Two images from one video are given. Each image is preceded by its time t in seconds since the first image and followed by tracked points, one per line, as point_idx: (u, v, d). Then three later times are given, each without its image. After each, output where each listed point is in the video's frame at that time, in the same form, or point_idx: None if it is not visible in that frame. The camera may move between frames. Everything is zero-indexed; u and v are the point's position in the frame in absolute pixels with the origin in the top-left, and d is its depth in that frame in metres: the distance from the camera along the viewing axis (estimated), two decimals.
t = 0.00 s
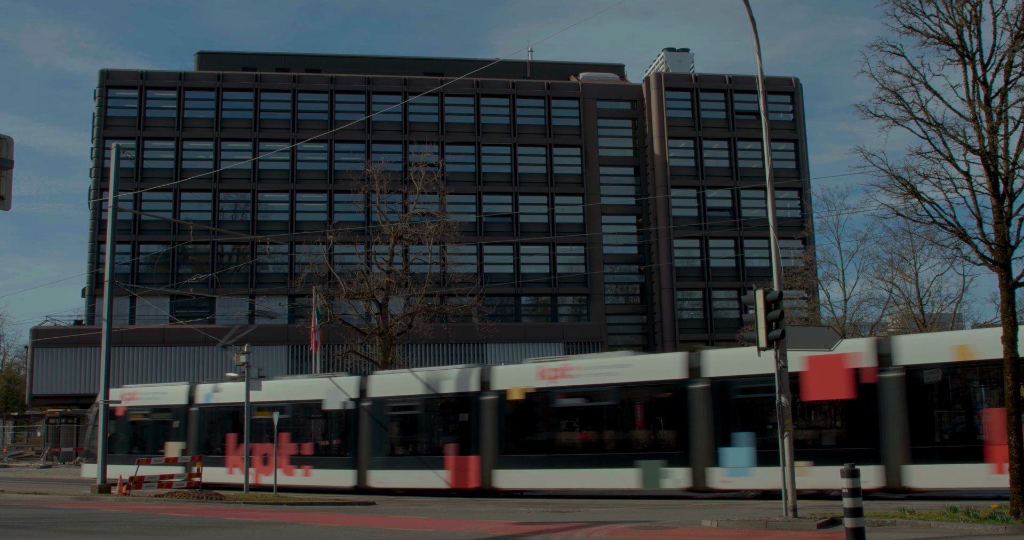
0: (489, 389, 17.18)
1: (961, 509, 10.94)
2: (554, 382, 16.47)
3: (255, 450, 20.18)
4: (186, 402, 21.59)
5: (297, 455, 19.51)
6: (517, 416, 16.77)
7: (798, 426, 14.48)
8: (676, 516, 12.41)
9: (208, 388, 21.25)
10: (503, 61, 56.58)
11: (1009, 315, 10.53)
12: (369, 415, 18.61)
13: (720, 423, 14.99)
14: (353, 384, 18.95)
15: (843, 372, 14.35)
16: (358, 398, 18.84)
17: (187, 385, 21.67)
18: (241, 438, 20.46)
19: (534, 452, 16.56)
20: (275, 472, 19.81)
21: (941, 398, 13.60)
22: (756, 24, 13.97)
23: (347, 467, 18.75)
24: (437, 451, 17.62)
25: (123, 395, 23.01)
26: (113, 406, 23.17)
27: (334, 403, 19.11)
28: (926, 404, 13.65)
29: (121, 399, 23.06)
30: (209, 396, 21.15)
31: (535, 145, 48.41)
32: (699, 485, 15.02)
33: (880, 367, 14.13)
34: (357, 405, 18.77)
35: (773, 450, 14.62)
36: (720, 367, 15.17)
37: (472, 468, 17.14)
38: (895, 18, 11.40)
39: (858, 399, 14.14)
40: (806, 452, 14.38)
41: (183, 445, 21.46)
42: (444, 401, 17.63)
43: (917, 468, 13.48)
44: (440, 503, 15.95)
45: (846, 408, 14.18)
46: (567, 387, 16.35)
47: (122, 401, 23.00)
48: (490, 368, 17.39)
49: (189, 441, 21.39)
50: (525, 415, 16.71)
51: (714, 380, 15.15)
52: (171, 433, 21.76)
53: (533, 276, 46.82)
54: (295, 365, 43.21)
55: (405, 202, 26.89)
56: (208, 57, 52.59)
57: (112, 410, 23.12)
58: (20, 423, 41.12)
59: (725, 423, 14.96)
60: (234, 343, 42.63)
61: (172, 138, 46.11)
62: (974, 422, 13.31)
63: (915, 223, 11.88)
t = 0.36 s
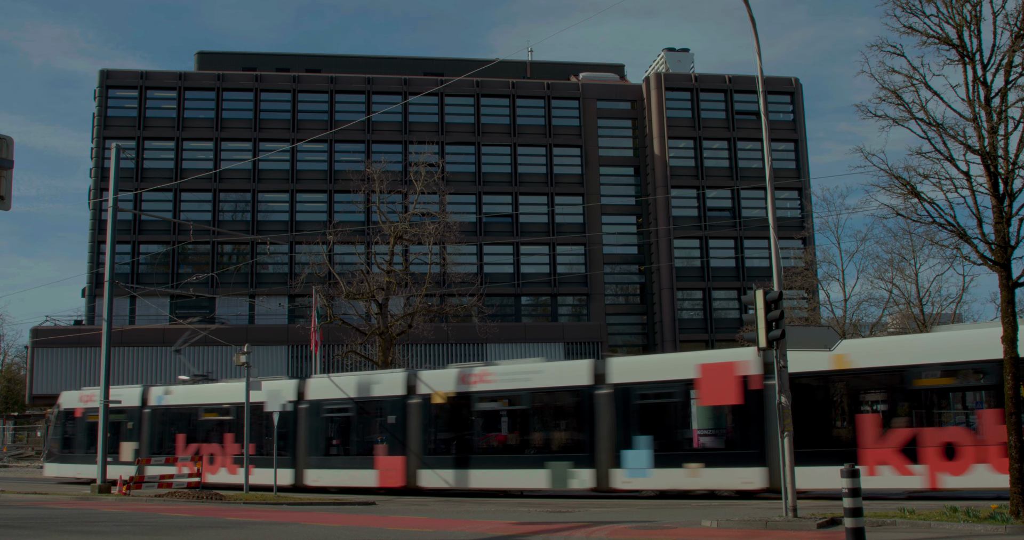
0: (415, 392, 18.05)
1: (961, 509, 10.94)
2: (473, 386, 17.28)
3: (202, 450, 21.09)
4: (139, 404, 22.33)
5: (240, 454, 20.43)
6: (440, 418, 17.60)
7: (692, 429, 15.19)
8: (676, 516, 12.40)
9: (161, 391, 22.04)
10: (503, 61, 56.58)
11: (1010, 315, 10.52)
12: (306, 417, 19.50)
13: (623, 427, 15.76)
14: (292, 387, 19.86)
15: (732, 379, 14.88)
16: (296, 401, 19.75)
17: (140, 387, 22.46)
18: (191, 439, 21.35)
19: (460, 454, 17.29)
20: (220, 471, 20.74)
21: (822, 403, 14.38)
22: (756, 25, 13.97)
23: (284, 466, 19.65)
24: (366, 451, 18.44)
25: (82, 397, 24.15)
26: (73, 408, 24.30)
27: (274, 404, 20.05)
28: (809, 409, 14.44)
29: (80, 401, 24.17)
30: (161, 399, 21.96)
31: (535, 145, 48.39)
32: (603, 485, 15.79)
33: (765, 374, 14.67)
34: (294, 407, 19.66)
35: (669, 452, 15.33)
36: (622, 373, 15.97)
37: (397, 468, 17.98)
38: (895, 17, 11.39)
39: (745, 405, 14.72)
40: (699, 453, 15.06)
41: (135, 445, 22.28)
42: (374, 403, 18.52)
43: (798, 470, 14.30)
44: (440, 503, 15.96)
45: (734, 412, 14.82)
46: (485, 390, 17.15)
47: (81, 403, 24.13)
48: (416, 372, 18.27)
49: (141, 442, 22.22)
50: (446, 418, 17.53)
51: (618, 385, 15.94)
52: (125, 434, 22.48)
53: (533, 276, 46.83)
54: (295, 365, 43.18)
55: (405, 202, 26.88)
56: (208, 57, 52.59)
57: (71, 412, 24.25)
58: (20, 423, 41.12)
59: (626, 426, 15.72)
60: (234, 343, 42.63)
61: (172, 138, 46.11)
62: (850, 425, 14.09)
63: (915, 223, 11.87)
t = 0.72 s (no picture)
0: (351, 395, 19.04)
1: (960, 509, 10.94)
2: (405, 390, 18.27)
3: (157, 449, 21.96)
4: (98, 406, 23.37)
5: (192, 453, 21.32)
6: (373, 421, 18.59)
7: (601, 432, 16.10)
8: (676, 516, 12.41)
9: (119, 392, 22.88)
10: (503, 61, 56.62)
11: (1009, 315, 10.53)
12: (253, 418, 20.43)
13: (539, 430, 16.68)
14: (239, 389, 20.79)
15: (638, 384, 15.88)
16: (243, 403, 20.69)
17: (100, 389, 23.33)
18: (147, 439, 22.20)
19: (389, 453, 18.31)
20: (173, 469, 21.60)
21: (719, 408, 15.19)
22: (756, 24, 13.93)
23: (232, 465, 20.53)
24: (304, 451, 19.38)
25: (44, 399, 24.77)
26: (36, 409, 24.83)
27: (223, 406, 20.96)
28: (706, 414, 15.26)
29: (43, 402, 24.67)
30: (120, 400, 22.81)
31: (535, 145, 48.40)
32: (521, 484, 16.75)
33: (668, 380, 15.72)
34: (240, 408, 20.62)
35: (580, 454, 16.24)
36: (538, 378, 16.87)
37: (334, 467, 18.87)
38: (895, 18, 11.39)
39: (649, 409, 15.71)
40: (608, 455, 15.97)
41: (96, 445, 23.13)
42: (314, 406, 19.44)
43: (696, 471, 15.18)
44: (440, 503, 15.98)
45: (639, 416, 15.77)
46: (414, 394, 18.15)
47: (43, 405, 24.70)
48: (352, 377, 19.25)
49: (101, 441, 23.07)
50: (380, 420, 18.52)
51: (535, 390, 16.84)
52: (86, 435, 23.46)
53: (533, 276, 46.83)
54: (295, 365, 43.18)
55: (405, 202, 26.88)
56: (208, 57, 52.60)
57: (33, 413, 24.84)
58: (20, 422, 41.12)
59: (542, 429, 16.63)
60: (234, 343, 42.64)
61: (172, 138, 46.10)
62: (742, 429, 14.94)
63: (915, 223, 11.88)
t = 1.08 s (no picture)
0: (297, 397, 19.79)
1: (961, 509, 10.95)
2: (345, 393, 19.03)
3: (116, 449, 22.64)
4: (62, 406, 23.79)
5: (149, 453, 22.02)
6: (316, 422, 19.35)
7: (524, 434, 16.83)
8: (676, 516, 12.40)
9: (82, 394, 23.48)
10: (503, 61, 56.63)
11: (1009, 315, 10.54)
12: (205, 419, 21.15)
13: (468, 432, 17.46)
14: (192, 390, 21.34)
15: (556, 389, 16.57)
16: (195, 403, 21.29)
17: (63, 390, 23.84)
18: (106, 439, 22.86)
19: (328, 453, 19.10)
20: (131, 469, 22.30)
21: (633, 412, 15.83)
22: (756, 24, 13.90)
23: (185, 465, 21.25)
24: (254, 450, 20.16)
25: (11, 399, 25.25)
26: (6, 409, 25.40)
27: (178, 408, 21.62)
28: (619, 417, 15.94)
29: (12, 402, 25.16)
30: (82, 402, 23.40)
31: (535, 145, 48.39)
32: (450, 484, 17.59)
33: (585, 384, 16.40)
34: (195, 410, 21.21)
35: (504, 455, 17.01)
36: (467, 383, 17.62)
37: (280, 467, 19.73)
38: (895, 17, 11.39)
39: (566, 412, 16.41)
40: (528, 456, 16.75)
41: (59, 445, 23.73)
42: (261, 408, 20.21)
43: (609, 471, 15.90)
44: (440, 503, 15.96)
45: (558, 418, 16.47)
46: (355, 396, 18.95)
47: (11, 405, 25.23)
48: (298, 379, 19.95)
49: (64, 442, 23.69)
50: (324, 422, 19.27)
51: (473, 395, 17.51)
52: (51, 434, 23.90)
53: (533, 276, 46.83)
54: (295, 365, 43.18)
55: (405, 202, 26.87)
56: (209, 57, 52.62)
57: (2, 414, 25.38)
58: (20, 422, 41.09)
59: (469, 432, 17.43)
60: (234, 343, 42.65)
61: (172, 138, 46.11)
62: (651, 431, 15.60)
63: (915, 223, 11.89)
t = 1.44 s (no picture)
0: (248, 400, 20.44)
1: (960, 509, 10.94)
2: (291, 396, 19.65)
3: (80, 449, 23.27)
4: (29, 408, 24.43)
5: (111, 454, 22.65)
6: (265, 423, 20.03)
7: (457, 435, 17.36)
8: (676, 516, 12.39)
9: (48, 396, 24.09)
10: (502, 61, 56.62)
11: (1009, 315, 10.54)
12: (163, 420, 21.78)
13: (404, 433, 18.05)
14: (150, 393, 22.04)
15: (486, 392, 17.05)
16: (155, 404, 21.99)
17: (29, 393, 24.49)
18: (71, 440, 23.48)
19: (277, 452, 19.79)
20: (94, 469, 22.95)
21: (556, 416, 16.31)
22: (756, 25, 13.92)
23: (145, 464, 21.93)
24: (206, 450, 20.83)
25: None
26: None
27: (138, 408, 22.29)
28: (542, 421, 16.41)
29: None
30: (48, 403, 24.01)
31: (535, 145, 48.37)
32: (388, 483, 18.17)
33: (511, 388, 16.85)
34: (154, 411, 21.91)
35: (438, 455, 17.56)
36: (405, 387, 18.18)
37: (232, 466, 20.45)
38: (895, 17, 11.38)
39: (494, 415, 16.90)
40: (462, 457, 17.21)
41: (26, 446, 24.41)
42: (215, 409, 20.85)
43: (532, 472, 16.38)
44: (440, 503, 15.95)
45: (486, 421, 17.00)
46: (299, 399, 19.51)
47: None
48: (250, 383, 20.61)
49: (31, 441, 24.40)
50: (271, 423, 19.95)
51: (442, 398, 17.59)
52: (18, 435, 24.63)
53: (533, 276, 46.83)
54: (295, 365, 43.18)
55: (405, 202, 26.86)
56: (209, 57, 52.63)
57: None
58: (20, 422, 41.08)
59: (406, 434, 18.03)
60: (234, 344, 42.67)
61: (172, 138, 46.11)
62: (573, 431, 16.08)
63: (915, 223, 11.88)
